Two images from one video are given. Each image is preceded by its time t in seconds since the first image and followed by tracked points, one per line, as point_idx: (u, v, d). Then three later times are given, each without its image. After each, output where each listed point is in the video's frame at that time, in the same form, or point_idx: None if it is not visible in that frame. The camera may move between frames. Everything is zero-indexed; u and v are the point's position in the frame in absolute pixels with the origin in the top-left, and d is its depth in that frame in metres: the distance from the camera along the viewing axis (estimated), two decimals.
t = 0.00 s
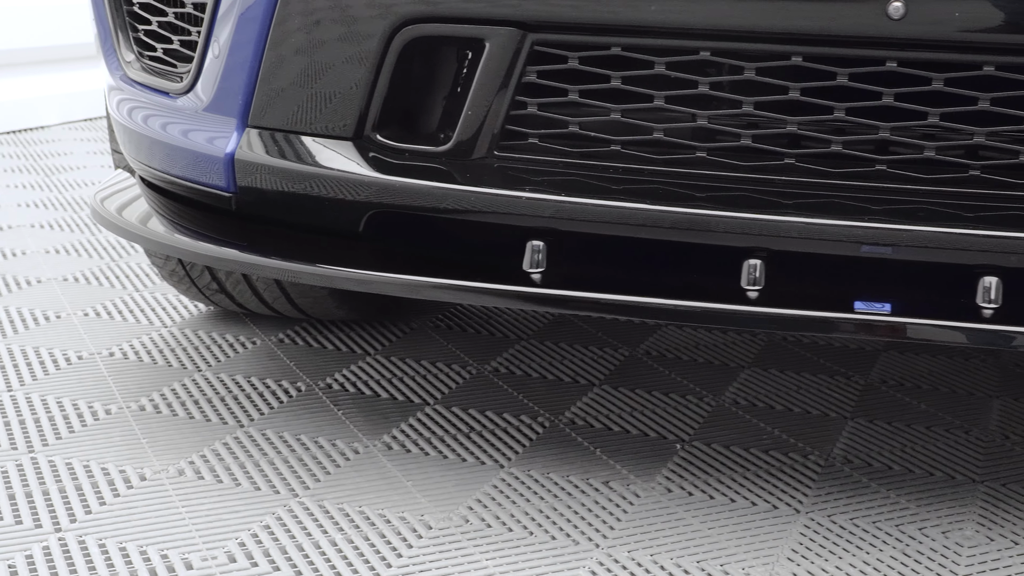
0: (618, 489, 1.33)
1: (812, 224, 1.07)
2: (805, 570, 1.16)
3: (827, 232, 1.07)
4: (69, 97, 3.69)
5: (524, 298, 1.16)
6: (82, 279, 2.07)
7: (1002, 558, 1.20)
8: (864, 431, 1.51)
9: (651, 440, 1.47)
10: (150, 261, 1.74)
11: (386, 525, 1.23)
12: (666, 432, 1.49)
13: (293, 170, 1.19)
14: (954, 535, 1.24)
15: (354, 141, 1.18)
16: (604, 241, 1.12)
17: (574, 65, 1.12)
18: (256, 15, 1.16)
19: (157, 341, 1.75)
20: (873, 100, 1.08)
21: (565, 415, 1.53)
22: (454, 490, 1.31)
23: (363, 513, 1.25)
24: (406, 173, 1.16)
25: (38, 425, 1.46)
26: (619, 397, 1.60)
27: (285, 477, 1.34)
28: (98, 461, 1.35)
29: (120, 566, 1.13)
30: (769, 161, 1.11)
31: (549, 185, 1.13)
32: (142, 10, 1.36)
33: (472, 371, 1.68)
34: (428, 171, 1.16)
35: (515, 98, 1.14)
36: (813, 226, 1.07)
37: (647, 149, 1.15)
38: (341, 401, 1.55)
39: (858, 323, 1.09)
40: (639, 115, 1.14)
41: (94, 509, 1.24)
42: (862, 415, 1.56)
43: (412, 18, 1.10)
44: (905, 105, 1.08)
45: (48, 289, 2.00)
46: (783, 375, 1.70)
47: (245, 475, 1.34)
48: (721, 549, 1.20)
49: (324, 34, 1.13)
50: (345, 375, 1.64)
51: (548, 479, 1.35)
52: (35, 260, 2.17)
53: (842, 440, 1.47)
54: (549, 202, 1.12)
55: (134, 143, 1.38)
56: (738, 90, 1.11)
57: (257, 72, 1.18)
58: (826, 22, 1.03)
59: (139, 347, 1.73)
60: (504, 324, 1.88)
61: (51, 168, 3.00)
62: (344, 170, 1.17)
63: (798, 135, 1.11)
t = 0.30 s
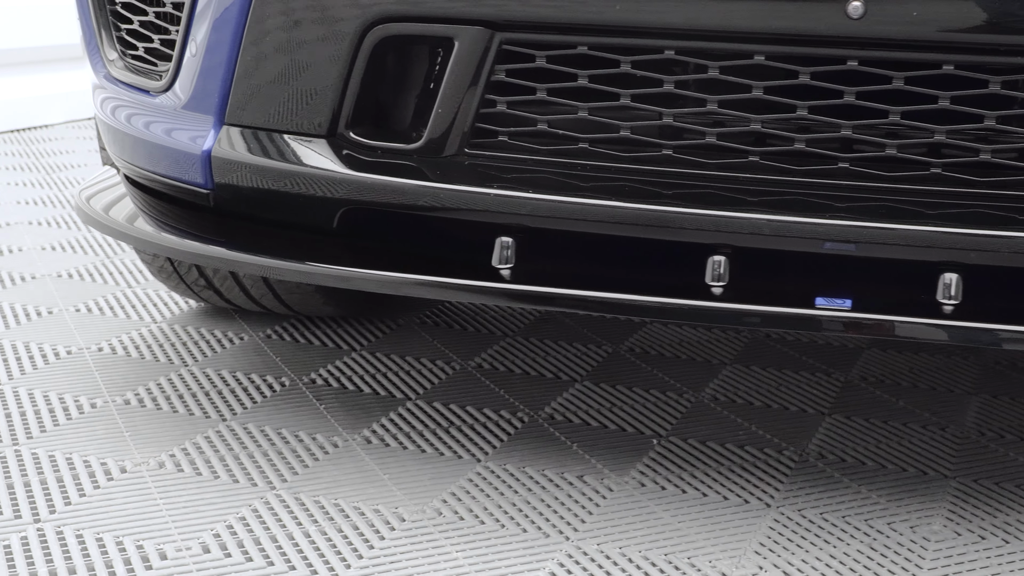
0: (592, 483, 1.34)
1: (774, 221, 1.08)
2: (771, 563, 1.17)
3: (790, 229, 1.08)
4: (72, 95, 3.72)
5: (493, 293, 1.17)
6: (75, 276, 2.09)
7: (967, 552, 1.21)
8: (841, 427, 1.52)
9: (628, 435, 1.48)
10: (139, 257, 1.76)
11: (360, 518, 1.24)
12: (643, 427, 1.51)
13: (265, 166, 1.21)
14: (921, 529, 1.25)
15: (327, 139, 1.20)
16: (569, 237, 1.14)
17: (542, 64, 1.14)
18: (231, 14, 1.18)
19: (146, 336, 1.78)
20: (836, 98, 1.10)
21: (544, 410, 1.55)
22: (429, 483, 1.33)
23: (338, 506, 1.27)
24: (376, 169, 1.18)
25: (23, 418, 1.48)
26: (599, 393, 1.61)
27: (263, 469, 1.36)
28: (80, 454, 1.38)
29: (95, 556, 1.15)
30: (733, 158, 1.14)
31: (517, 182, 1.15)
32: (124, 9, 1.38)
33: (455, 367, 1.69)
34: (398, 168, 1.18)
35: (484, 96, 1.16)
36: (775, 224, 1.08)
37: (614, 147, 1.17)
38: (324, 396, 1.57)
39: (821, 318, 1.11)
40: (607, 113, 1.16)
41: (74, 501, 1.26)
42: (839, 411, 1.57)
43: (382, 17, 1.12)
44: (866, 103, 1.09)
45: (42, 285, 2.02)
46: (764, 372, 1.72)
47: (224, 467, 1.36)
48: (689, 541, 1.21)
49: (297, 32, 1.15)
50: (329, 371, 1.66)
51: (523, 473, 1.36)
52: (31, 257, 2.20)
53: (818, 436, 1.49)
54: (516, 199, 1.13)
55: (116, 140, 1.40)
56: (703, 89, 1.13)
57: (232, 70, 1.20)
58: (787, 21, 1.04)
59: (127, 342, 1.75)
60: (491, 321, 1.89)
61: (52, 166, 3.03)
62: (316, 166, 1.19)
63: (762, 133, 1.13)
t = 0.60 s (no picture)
0: (567, 477, 1.36)
1: (738, 217, 1.10)
2: (739, 557, 1.19)
3: (756, 227, 1.10)
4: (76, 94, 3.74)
5: (466, 289, 1.19)
6: (71, 272, 2.11)
7: (935, 546, 1.22)
8: (820, 424, 1.53)
9: (607, 431, 1.50)
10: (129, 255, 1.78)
11: (335, 510, 1.26)
12: (623, 423, 1.52)
13: (242, 163, 1.22)
14: (892, 524, 1.26)
15: (303, 137, 1.21)
16: (537, 233, 1.16)
17: (512, 62, 1.15)
18: (207, 13, 1.20)
19: (136, 332, 1.80)
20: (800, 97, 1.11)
21: (526, 406, 1.56)
22: (407, 477, 1.35)
23: (314, 498, 1.29)
24: (351, 166, 1.19)
25: (10, 412, 1.50)
26: (581, 389, 1.63)
27: (243, 463, 1.37)
28: (64, 446, 1.40)
29: (73, 546, 1.17)
30: (701, 156, 1.15)
31: (487, 178, 1.16)
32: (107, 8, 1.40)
33: (441, 364, 1.71)
34: (373, 165, 1.19)
35: (455, 94, 1.17)
36: (739, 219, 1.10)
37: (583, 144, 1.18)
38: (308, 391, 1.59)
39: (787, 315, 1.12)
40: (576, 111, 1.17)
41: (54, 493, 1.28)
42: (819, 408, 1.58)
43: (354, 16, 1.14)
44: (833, 102, 1.10)
45: (36, 280, 2.04)
46: (747, 369, 1.73)
47: (204, 461, 1.37)
48: (660, 535, 1.23)
49: (271, 31, 1.17)
50: (316, 368, 1.68)
51: (499, 468, 1.38)
52: (28, 253, 2.22)
53: (796, 432, 1.50)
54: (485, 194, 1.15)
55: (100, 138, 1.42)
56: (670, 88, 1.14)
57: (209, 69, 1.21)
58: (752, 20, 1.06)
59: (118, 337, 1.77)
60: (479, 318, 1.91)
61: (54, 164, 3.05)
62: (292, 163, 1.20)
63: (729, 131, 1.14)
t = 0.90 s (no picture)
0: (544, 472, 1.37)
1: (708, 215, 1.11)
2: (708, 550, 1.20)
3: (721, 223, 1.11)
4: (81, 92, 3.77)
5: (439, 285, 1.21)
6: (64, 268, 2.14)
7: (903, 540, 1.23)
8: (800, 420, 1.54)
9: (587, 426, 1.51)
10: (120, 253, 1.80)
11: (311, 503, 1.28)
12: (602, 418, 1.54)
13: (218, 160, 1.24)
14: (863, 519, 1.28)
15: (280, 135, 1.23)
16: (510, 231, 1.17)
17: (483, 61, 1.18)
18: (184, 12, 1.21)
19: (127, 328, 1.82)
20: (762, 95, 1.14)
21: (507, 401, 1.58)
22: (384, 471, 1.36)
23: (291, 492, 1.30)
24: (327, 163, 1.21)
25: None
26: (564, 385, 1.64)
27: (224, 456, 1.39)
28: (49, 440, 1.42)
29: (51, 536, 1.19)
30: (670, 154, 1.18)
31: (460, 177, 1.18)
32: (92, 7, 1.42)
33: (428, 360, 1.73)
34: (348, 162, 1.21)
35: (428, 91, 1.19)
36: (709, 217, 1.11)
37: (554, 142, 1.21)
38: (294, 387, 1.61)
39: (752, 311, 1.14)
40: (546, 109, 1.20)
41: (36, 485, 1.30)
42: (799, 405, 1.59)
43: (329, 16, 1.16)
44: (797, 100, 1.13)
45: (29, 277, 2.07)
46: (730, 366, 1.74)
47: (186, 454, 1.39)
48: (631, 529, 1.24)
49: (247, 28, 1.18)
50: (303, 364, 1.70)
51: (477, 462, 1.39)
52: (25, 251, 2.24)
53: (774, 428, 1.51)
54: (458, 192, 1.16)
55: (85, 136, 1.44)
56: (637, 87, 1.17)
57: (187, 69, 1.23)
58: (720, 19, 1.08)
59: (108, 333, 1.80)
60: (468, 315, 1.92)
61: (57, 163, 3.08)
62: (269, 160, 1.22)
63: (695, 129, 1.17)
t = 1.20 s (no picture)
0: (521, 467, 1.39)
1: (670, 212, 1.13)
2: (678, 544, 1.21)
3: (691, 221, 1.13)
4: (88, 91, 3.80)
5: (413, 281, 1.22)
6: (63, 263, 2.16)
7: (874, 536, 1.24)
8: (780, 417, 1.55)
9: (568, 422, 1.52)
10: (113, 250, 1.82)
11: (288, 497, 1.29)
12: (585, 415, 1.55)
13: (194, 158, 1.25)
14: (835, 515, 1.29)
15: (257, 132, 1.25)
16: (481, 227, 1.19)
17: (453, 59, 1.19)
18: (163, 10, 1.23)
19: (119, 324, 1.84)
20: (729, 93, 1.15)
21: (492, 398, 1.59)
22: (365, 465, 1.38)
23: (270, 485, 1.32)
24: (303, 160, 1.23)
25: None
26: (548, 381, 1.66)
27: (206, 450, 1.41)
28: (35, 433, 1.44)
29: (31, 527, 1.21)
30: (642, 152, 1.19)
31: (432, 173, 1.20)
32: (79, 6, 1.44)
33: (415, 357, 1.74)
34: (324, 159, 1.23)
35: (401, 90, 1.21)
36: (671, 214, 1.13)
37: (526, 140, 1.22)
38: (280, 382, 1.63)
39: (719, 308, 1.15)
40: (517, 107, 1.21)
41: (19, 477, 1.32)
42: (780, 402, 1.60)
43: (303, 15, 1.17)
44: (765, 99, 1.14)
45: (26, 273, 2.09)
46: (715, 364, 1.75)
47: (168, 448, 1.41)
48: (604, 523, 1.26)
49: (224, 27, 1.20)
50: (291, 361, 1.71)
51: (456, 457, 1.41)
52: (23, 247, 2.27)
53: (753, 424, 1.52)
54: (426, 188, 1.18)
55: (70, 134, 1.45)
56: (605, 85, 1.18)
57: (166, 67, 1.25)
58: (688, 19, 1.09)
59: (101, 329, 1.82)
60: (458, 312, 1.94)
61: (61, 161, 3.10)
62: (247, 157, 1.23)
63: (664, 127, 1.18)
